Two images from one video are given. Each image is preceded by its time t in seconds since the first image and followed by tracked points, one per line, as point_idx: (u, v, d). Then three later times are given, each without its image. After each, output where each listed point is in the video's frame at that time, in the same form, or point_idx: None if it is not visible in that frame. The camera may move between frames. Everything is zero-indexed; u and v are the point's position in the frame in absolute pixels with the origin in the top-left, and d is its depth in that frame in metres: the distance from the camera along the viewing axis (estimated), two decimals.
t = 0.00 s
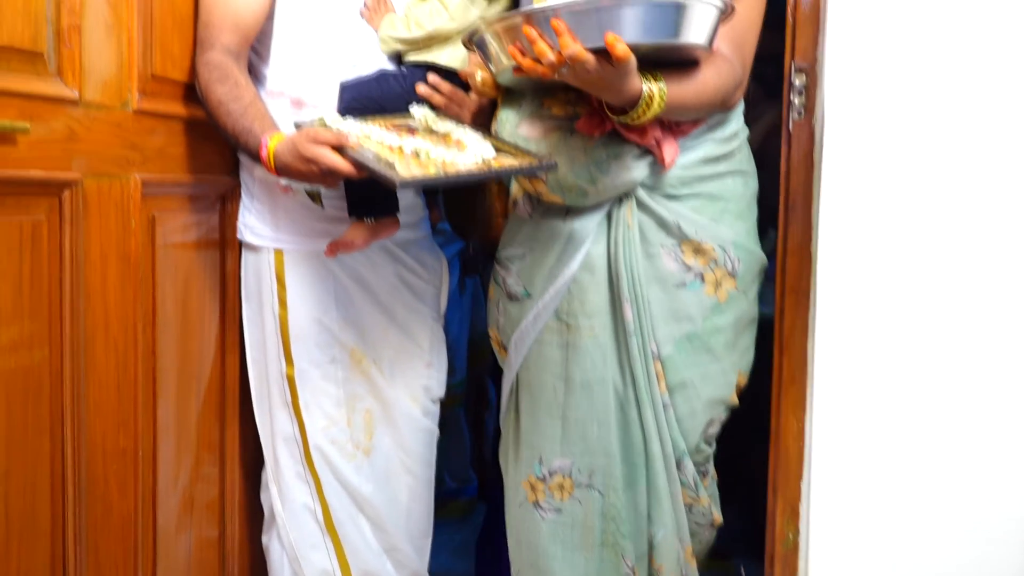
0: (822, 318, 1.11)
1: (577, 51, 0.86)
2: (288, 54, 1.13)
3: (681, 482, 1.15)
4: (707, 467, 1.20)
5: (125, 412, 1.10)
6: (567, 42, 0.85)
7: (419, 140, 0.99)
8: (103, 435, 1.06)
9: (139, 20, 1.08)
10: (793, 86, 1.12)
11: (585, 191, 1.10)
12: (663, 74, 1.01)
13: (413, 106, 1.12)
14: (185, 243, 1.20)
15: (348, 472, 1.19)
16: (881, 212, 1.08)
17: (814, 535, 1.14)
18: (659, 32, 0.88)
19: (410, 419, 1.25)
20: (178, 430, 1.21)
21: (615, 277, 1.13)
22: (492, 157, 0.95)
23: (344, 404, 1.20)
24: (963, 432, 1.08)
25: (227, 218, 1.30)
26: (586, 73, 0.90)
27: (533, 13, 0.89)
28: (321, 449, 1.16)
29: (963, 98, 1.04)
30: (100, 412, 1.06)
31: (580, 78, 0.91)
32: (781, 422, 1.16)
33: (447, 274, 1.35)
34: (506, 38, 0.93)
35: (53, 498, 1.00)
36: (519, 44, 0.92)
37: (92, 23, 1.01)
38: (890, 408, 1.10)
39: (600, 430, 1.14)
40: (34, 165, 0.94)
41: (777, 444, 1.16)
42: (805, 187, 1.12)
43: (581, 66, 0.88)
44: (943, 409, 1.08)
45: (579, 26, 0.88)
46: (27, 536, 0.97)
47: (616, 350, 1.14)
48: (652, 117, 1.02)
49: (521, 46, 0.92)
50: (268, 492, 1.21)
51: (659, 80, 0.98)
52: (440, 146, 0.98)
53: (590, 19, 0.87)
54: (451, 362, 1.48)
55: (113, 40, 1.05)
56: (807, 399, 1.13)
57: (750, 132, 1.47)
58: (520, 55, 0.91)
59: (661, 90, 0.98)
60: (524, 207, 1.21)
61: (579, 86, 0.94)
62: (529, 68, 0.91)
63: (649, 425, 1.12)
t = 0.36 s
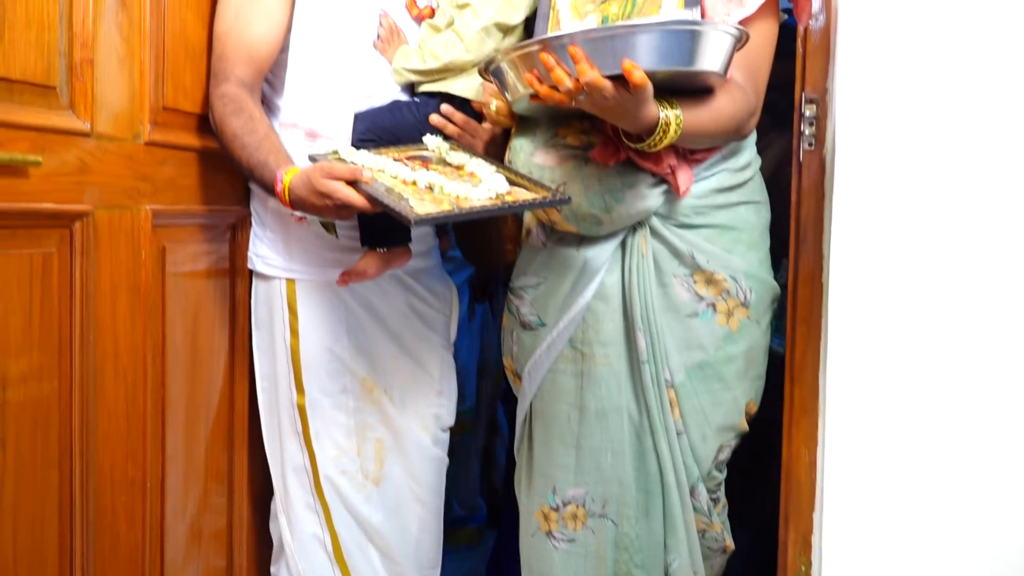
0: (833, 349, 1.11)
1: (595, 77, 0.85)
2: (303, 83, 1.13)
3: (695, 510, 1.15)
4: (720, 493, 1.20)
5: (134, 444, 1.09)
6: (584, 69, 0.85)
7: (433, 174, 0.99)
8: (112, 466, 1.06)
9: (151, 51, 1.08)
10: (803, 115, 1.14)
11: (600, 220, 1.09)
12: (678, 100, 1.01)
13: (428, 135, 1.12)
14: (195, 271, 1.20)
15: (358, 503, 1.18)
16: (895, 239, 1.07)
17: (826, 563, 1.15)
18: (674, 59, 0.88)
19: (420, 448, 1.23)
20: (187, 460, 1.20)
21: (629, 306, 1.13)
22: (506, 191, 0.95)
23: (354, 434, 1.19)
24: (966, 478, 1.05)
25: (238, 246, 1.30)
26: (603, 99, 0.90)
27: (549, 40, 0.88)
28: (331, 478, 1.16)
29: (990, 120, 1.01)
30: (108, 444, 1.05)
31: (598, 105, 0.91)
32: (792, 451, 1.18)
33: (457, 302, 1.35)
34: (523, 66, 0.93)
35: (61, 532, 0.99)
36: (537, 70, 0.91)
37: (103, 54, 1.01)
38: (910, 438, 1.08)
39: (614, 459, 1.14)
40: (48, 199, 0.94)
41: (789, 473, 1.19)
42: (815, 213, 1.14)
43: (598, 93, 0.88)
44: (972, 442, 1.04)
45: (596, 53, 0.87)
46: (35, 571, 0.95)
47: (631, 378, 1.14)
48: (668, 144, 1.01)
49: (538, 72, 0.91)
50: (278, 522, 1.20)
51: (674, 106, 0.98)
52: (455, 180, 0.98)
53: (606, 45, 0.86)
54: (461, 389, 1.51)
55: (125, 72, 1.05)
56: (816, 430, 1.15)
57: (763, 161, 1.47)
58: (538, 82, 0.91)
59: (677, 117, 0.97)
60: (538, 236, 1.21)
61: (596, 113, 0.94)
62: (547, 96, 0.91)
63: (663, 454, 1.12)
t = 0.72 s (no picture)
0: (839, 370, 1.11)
1: (600, 102, 0.85)
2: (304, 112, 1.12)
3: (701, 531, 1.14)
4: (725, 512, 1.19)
5: (135, 469, 1.08)
6: (589, 93, 0.84)
7: (438, 200, 0.99)
8: (113, 491, 1.05)
9: (153, 75, 1.08)
10: (806, 136, 1.16)
11: (607, 243, 1.09)
12: (684, 124, 1.00)
13: (433, 158, 1.12)
14: (197, 294, 1.20)
15: (361, 526, 1.17)
16: (899, 260, 1.07)
17: None
18: (679, 82, 0.86)
19: (424, 470, 1.24)
20: (188, 483, 1.19)
21: (635, 327, 1.13)
22: (511, 217, 0.95)
23: (357, 457, 1.19)
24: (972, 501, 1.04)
25: (241, 269, 1.30)
26: (609, 124, 0.89)
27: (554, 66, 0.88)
28: (334, 501, 1.15)
29: (991, 141, 1.01)
30: (109, 469, 1.04)
31: (603, 130, 0.90)
32: (797, 474, 1.19)
33: (458, 323, 1.37)
34: (528, 90, 0.92)
35: (61, 559, 0.98)
36: (542, 94, 0.91)
37: (106, 79, 1.01)
38: (915, 459, 1.07)
39: (619, 481, 1.13)
40: (49, 224, 0.93)
41: (793, 496, 1.19)
42: (818, 233, 1.15)
43: (604, 118, 0.88)
44: (978, 471, 1.03)
45: (601, 78, 0.87)
46: None
47: (638, 400, 1.14)
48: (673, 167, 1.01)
49: (543, 97, 0.91)
50: (280, 545, 1.19)
51: (680, 129, 0.97)
52: (459, 206, 0.98)
53: (611, 71, 0.87)
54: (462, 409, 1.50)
55: (127, 96, 1.05)
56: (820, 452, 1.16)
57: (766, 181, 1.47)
58: (543, 106, 0.91)
59: (682, 140, 0.96)
60: (543, 257, 1.20)
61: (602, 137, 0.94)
62: (553, 120, 0.91)
63: (669, 476, 1.11)
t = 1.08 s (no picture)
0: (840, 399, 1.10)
1: (605, 134, 0.85)
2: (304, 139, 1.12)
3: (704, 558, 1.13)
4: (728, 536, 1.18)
5: (132, 499, 1.07)
6: (595, 125, 0.84)
7: (439, 229, 0.99)
8: (110, 523, 1.04)
9: (152, 105, 1.08)
10: (806, 162, 1.17)
11: (609, 270, 1.09)
12: (686, 153, 1.00)
13: (433, 186, 1.12)
14: (195, 322, 1.19)
15: (361, 555, 1.16)
16: (900, 287, 1.06)
17: None
18: (681, 113, 0.87)
19: (424, 498, 1.23)
20: (185, 512, 1.18)
21: (637, 353, 1.12)
22: (512, 246, 0.95)
23: (356, 485, 1.18)
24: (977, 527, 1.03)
25: (238, 295, 1.29)
26: (613, 154, 0.89)
27: (557, 98, 0.88)
28: (333, 530, 1.14)
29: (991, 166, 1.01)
30: (106, 500, 1.03)
31: (607, 160, 0.91)
32: (799, 504, 1.19)
33: (457, 350, 1.36)
34: (532, 122, 0.92)
35: None
36: (546, 126, 0.91)
37: (104, 109, 1.00)
38: (921, 494, 1.06)
39: (621, 508, 1.12)
40: (47, 254, 0.92)
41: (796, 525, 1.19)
42: (819, 259, 1.15)
43: (608, 149, 0.88)
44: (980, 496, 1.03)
45: (605, 110, 0.87)
46: None
47: (640, 427, 1.13)
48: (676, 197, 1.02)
49: (548, 129, 0.91)
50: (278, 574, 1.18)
51: (683, 158, 0.97)
52: (460, 235, 0.98)
53: (613, 104, 0.87)
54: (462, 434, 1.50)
55: (126, 125, 1.04)
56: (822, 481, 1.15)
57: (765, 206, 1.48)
58: (548, 137, 0.90)
59: (686, 169, 0.97)
60: (544, 284, 1.20)
61: (605, 167, 0.94)
62: (557, 152, 0.91)
63: (672, 502, 1.10)
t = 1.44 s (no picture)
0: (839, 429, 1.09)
1: (606, 166, 0.85)
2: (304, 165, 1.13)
3: None
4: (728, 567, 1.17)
5: (127, 534, 1.06)
6: (595, 158, 0.85)
7: (436, 260, 0.99)
8: (104, 559, 1.02)
9: (149, 136, 1.08)
10: (805, 192, 1.16)
11: (608, 300, 1.09)
12: (684, 184, 0.99)
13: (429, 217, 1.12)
14: (192, 352, 1.19)
15: None
16: (900, 316, 1.05)
17: None
18: (681, 145, 0.86)
19: (421, 528, 1.22)
20: (181, 545, 1.17)
21: (635, 383, 1.12)
22: (509, 277, 0.94)
23: (352, 515, 1.17)
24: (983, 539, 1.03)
25: (235, 325, 1.29)
26: (612, 187, 0.89)
27: (557, 132, 0.89)
28: (329, 561, 1.13)
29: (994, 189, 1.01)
30: (101, 535, 1.01)
31: (607, 194, 0.91)
32: (799, 535, 1.18)
33: (455, 379, 1.36)
34: (531, 156, 0.92)
35: None
36: (546, 159, 0.91)
37: (102, 141, 1.00)
38: (924, 522, 1.05)
39: (620, 539, 1.11)
40: (42, 287, 0.92)
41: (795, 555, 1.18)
42: (818, 288, 1.15)
43: (608, 182, 0.88)
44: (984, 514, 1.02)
45: (604, 143, 0.87)
46: None
47: (639, 457, 1.13)
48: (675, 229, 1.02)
49: (547, 161, 0.91)
50: None
51: (682, 191, 0.97)
52: (457, 267, 0.97)
53: (612, 138, 0.87)
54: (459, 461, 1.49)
55: (123, 157, 1.04)
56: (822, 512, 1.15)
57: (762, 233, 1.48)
58: (548, 170, 0.90)
59: (684, 202, 0.97)
60: (541, 314, 1.20)
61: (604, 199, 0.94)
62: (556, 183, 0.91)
63: (672, 533, 1.09)
